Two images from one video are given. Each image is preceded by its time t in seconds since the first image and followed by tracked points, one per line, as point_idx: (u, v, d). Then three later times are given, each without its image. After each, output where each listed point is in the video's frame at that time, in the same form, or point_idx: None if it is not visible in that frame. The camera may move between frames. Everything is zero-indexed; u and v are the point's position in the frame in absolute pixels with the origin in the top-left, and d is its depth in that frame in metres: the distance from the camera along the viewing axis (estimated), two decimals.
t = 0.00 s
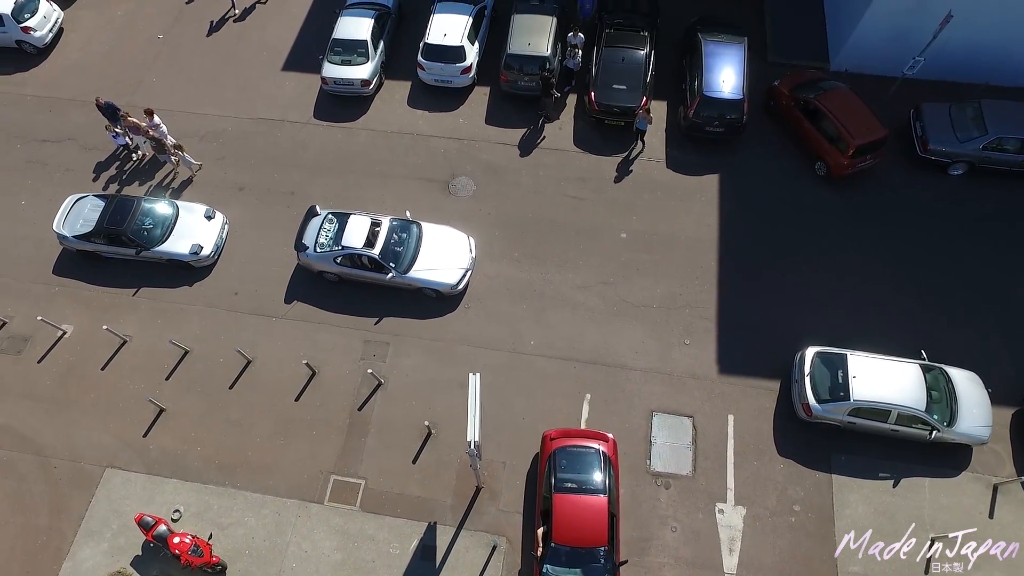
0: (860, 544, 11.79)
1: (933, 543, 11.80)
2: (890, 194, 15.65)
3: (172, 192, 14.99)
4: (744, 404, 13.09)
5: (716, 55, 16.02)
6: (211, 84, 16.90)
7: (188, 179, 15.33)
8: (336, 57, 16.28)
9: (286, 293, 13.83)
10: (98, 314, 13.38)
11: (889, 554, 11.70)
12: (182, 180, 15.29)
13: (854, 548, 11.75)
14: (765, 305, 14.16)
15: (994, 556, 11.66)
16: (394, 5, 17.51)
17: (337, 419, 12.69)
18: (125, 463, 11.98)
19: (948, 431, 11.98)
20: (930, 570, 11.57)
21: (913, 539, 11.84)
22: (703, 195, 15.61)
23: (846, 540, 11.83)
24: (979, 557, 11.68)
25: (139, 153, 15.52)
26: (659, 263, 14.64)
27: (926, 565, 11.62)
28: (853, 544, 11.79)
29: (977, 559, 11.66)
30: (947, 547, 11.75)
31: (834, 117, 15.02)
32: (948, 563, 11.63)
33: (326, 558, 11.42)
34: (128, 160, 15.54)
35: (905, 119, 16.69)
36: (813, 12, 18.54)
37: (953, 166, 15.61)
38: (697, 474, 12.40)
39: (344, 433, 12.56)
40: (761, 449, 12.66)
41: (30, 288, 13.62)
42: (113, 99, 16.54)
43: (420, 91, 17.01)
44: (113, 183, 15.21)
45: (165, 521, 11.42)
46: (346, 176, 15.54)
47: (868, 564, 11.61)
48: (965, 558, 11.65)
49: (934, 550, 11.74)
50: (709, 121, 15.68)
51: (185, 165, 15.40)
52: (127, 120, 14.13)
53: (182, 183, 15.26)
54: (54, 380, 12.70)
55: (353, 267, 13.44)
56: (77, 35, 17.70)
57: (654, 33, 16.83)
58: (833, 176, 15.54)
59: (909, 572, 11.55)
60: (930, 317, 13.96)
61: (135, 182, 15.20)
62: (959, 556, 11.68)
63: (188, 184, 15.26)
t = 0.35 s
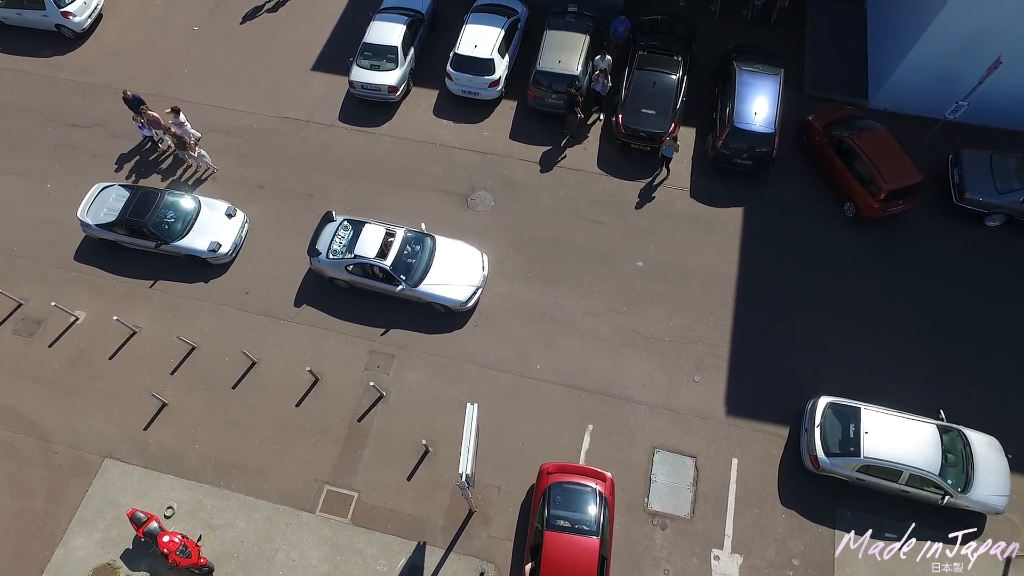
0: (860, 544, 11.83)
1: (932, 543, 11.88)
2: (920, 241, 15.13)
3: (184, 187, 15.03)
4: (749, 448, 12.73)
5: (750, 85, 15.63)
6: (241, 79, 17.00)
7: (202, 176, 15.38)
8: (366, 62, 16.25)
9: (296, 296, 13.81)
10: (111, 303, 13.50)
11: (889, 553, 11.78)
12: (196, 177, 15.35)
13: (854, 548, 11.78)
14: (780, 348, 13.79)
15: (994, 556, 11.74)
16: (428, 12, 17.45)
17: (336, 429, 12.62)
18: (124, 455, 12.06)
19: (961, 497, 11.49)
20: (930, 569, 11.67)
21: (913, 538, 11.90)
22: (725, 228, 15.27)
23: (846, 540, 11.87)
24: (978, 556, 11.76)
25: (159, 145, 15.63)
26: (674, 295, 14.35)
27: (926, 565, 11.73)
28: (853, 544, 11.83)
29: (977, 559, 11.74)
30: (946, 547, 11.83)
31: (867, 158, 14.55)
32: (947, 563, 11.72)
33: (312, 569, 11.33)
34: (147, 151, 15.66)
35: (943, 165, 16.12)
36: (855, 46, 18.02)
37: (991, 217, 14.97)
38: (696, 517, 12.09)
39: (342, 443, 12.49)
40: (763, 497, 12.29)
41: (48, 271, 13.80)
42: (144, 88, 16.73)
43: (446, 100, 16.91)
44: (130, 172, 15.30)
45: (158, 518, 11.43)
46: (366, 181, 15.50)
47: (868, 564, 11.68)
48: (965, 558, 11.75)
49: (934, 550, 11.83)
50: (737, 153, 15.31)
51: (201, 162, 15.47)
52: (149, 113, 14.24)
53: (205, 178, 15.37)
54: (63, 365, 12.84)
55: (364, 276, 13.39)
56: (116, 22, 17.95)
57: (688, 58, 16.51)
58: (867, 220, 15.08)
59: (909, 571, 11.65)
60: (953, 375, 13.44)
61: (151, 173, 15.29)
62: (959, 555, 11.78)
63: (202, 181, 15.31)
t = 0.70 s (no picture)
0: (860, 544, 11.35)
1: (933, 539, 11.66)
2: (952, 296, 14.53)
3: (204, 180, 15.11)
4: (752, 497, 12.34)
5: (787, 120, 15.18)
6: (275, 74, 17.09)
7: (223, 170, 15.48)
8: (398, 66, 16.19)
9: (308, 298, 13.80)
10: (127, 289, 13.65)
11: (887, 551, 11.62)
12: (217, 170, 15.45)
13: (853, 549, 11.46)
14: (793, 395, 13.37)
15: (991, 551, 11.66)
16: (465, 21, 17.34)
17: (334, 436, 12.57)
18: (124, 442, 12.14)
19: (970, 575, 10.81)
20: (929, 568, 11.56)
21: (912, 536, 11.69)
22: (747, 266, 14.89)
23: (846, 542, 11.50)
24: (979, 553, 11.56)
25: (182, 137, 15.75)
26: (688, 331, 14.03)
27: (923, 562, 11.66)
28: (853, 543, 11.39)
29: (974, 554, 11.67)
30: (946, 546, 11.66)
31: (901, 206, 14.03)
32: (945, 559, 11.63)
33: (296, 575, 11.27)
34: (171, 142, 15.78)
35: (982, 219, 15.48)
36: (901, 87, 17.42)
37: None
38: (689, 564, 11.75)
39: (338, 450, 12.43)
40: (762, 549, 11.88)
41: (69, 252, 14.02)
42: (180, 76, 16.91)
43: (476, 111, 16.78)
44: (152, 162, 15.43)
45: (150, 509, 11.47)
46: (387, 187, 15.45)
47: (863, 561, 11.63)
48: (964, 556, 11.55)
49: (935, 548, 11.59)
50: (767, 190, 14.91)
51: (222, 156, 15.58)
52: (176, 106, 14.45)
53: (230, 171, 15.48)
54: (74, 347, 13.00)
55: (375, 285, 13.33)
56: (158, 8, 18.19)
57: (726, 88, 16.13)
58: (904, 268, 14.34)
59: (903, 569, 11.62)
60: (973, 441, 12.86)
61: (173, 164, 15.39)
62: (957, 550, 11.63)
63: (222, 175, 15.40)
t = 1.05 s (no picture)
0: (860, 544, 11.10)
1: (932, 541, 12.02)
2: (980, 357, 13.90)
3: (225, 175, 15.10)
4: (749, 550, 11.94)
5: (820, 160, 14.70)
6: (306, 72, 17.12)
7: (243, 167, 15.51)
8: (428, 75, 16.09)
9: (317, 302, 13.76)
10: (141, 277, 13.73)
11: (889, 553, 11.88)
12: (238, 167, 15.48)
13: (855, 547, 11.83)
14: (801, 447, 12.94)
15: (994, 556, 11.90)
16: (501, 33, 17.17)
17: (330, 445, 12.47)
18: (123, 431, 12.16)
19: None
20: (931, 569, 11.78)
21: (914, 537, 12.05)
22: (766, 307, 14.47)
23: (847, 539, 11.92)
24: (978, 558, 11.88)
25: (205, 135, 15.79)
26: (698, 370, 13.69)
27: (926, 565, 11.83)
28: (853, 544, 11.10)
29: (977, 558, 11.89)
30: (947, 547, 11.97)
31: (932, 260, 13.44)
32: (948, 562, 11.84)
33: None
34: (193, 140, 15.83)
35: (1018, 279, 14.82)
36: (945, 133, 16.77)
37: None
38: None
39: (333, 459, 12.34)
40: None
41: (91, 235, 14.17)
42: (214, 67, 17.03)
43: (503, 125, 16.61)
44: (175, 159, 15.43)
45: (142, 503, 11.48)
46: (407, 195, 15.37)
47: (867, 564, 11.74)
48: (965, 558, 11.87)
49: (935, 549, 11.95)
50: (793, 231, 14.46)
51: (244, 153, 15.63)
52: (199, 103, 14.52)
53: (254, 167, 15.55)
54: (85, 331, 13.09)
55: (385, 296, 13.24)
56: None
57: (760, 121, 15.69)
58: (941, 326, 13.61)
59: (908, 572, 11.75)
60: (990, 514, 12.28)
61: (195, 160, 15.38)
62: (958, 554, 11.90)
63: (244, 171, 15.44)
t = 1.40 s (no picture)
0: (860, 543, 12.16)
1: (932, 542, 12.22)
2: (1010, 438, 13.16)
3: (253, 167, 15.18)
4: None
5: (859, 212, 14.13)
6: (349, 69, 17.19)
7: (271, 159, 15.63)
8: (468, 84, 15.99)
9: (332, 303, 13.75)
10: (165, 258, 13.90)
11: (888, 554, 12.09)
12: (267, 159, 15.60)
13: (853, 548, 12.10)
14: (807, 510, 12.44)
15: (993, 555, 12.10)
16: (546, 48, 16.96)
17: (327, 448, 12.37)
18: (130, 409, 12.26)
19: None
20: (930, 569, 11.99)
21: (913, 538, 12.25)
22: (786, 359, 13.97)
23: (846, 540, 12.19)
24: (977, 559, 12.07)
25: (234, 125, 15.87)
26: (709, 416, 13.29)
27: (926, 565, 12.04)
28: (853, 544, 12.16)
29: None
30: (947, 547, 12.15)
31: (971, 331, 12.76)
32: (947, 562, 12.04)
33: None
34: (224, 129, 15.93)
35: None
36: (999, 196, 15.95)
37: None
38: None
39: (329, 463, 12.24)
40: None
41: (123, 212, 14.43)
42: (259, 56, 17.22)
43: (538, 142, 16.40)
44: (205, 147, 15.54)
45: (138, 484, 11.51)
46: (433, 204, 15.29)
47: (866, 563, 12.00)
48: (964, 559, 12.05)
49: (934, 550, 12.14)
50: (824, 283, 13.91)
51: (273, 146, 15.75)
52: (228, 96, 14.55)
53: (287, 160, 15.66)
54: (105, 305, 13.26)
55: (399, 305, 13.19)
56: None
57: (802, 165, 15.17)
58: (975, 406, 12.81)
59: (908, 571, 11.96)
60: None
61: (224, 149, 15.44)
62: (959, 555, 12.08)
63: (273, 163, 15.56)
